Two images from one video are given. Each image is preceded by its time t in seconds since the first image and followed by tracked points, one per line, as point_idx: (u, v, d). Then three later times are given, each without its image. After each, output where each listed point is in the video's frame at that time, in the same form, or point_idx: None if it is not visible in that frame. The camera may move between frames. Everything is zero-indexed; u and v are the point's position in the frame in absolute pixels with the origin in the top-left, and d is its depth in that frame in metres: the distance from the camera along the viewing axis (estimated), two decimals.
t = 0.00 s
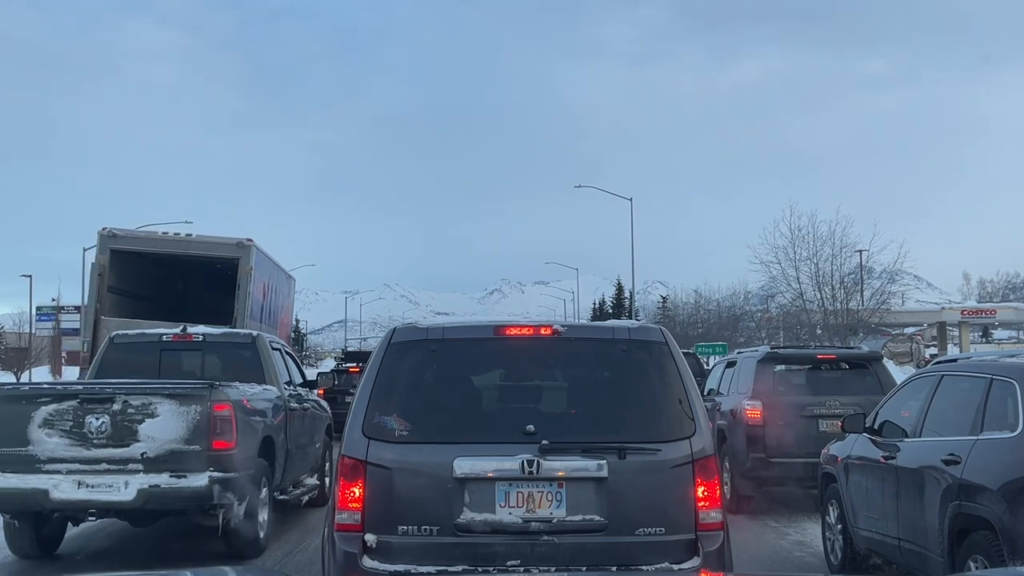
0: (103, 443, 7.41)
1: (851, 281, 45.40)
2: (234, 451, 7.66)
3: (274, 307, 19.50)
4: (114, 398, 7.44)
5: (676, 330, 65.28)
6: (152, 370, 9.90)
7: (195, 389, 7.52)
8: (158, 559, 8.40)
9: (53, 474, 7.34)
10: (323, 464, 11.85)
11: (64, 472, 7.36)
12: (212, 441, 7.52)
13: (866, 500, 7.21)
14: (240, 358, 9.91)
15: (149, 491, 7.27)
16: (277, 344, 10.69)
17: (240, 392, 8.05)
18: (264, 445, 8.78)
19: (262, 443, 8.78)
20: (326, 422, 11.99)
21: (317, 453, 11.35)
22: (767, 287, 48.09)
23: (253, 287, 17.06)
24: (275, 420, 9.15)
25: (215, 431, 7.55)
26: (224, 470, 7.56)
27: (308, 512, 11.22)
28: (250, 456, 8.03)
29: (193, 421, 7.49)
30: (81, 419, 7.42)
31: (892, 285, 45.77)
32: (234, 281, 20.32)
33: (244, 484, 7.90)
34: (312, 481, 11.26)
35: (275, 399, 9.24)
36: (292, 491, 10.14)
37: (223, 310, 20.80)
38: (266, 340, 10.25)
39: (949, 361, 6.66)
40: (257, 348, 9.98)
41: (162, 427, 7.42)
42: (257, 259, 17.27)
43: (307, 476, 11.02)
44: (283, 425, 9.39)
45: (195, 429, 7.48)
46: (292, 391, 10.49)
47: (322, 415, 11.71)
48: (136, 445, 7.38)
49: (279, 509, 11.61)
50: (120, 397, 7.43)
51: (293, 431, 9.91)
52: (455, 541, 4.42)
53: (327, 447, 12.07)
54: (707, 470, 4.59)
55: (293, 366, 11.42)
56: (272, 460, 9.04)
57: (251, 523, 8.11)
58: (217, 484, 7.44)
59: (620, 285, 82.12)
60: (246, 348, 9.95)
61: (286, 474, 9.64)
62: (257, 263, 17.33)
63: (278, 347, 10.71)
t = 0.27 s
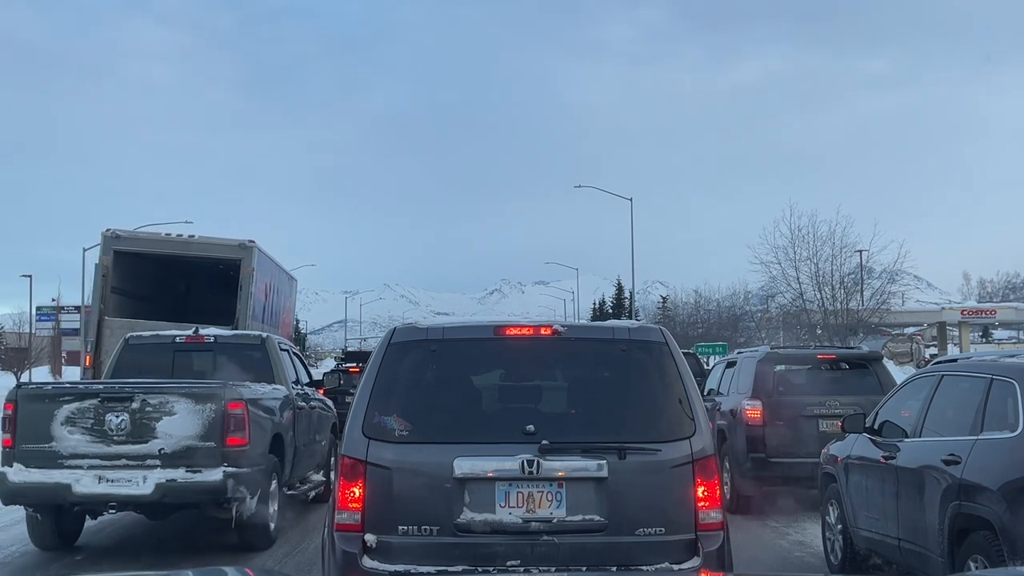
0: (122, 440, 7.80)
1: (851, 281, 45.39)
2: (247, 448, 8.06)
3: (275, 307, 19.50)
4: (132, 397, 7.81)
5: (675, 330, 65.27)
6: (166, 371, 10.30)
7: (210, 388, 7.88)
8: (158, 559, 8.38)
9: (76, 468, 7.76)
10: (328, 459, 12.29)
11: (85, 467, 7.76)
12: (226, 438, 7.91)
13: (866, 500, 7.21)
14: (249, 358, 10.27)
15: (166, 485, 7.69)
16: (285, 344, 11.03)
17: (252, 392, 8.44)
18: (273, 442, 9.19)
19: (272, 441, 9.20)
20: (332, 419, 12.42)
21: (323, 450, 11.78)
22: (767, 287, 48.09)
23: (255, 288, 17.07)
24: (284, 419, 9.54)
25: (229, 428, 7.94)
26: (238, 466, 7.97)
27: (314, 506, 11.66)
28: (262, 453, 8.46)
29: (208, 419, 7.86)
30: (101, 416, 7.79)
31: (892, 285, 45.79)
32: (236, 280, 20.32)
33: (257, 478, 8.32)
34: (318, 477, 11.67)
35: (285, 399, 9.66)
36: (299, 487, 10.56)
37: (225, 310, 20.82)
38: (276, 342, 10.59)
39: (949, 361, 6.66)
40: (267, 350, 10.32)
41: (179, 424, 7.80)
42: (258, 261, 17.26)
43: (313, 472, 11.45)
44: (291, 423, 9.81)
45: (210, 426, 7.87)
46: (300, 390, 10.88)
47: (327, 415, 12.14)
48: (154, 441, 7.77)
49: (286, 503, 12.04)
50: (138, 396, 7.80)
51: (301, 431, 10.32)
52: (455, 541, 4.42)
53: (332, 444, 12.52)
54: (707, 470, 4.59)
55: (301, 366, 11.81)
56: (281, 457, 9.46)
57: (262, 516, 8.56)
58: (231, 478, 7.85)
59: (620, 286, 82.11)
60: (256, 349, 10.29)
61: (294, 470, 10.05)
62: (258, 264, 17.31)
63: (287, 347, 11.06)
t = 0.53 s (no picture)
0: (138, 437, 8.16)
1: (851, 282, 45.38)
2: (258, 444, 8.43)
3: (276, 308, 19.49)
4: (149, 395, 8.17)
5: (675, 330, 65.25)
6: (177, 368, 10.89)
7: (223, 387, 8.25)
8: (157, 559, 8.37)
9: (95, 464, 8.13)
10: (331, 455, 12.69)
11: (104, 462, 8.13)
12: (239, 434, 8.29)
13: (866, 500, 7.20)
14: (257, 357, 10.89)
15: (181, 480, 8.06)
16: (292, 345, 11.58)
17: (263, 391, 8.81)
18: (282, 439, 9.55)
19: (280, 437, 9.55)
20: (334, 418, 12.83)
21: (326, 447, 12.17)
22: (767, 287, 48.07)
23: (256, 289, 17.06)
24: (292, 417, 9.91)
25: (241, 425, 8.32)
26: (250, 461, 8.35)
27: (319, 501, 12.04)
28: (273, 449, 8.86)
29: (221, 416, 8.24)
30: (119, 414, 8.17)
31: (892, 285, 45.81)
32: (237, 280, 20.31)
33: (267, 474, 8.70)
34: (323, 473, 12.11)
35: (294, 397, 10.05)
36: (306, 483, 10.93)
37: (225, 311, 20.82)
38: (283, 342, 11.19)
39: (949, 361, 6.66)
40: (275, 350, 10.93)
41: (193, 422, 8.17)
42: (259, 262, 17.25)
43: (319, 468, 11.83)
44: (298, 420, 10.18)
45: (223, 424, 8.24)
46: (306, 389, 11.39)
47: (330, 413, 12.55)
48: (170, 438, 8.14)
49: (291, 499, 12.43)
50: (154, 395, 8.16)
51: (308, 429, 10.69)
52: (455, 541, 4.42)
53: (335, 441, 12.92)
54: (707, 470, 4.59)
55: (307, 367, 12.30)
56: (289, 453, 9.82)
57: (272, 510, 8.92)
58: (243, 473, 8.22)
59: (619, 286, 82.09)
60: (264, 349, 10.91)
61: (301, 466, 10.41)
62: (259, 265, 17.30)
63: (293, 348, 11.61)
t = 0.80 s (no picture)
0: (154, 434, 8.48)
1: (851, 282, 45.37)
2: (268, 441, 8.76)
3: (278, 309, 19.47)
4: (164, 394, 8.49)
5: (675, 330, 65.23)
6: (188, 368, 11.29)
7: (235, 387, 8.59)
8: (158, 558, 8.37)
9: (112, 460, 8.43)
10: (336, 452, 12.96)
11: (121, 459, 8.43)
12: (250, 431, 8.62)
13: (866, 500, 7.20)
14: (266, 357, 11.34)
15: (196, 475, 8.38)
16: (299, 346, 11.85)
17: (273, 390, 9.14)
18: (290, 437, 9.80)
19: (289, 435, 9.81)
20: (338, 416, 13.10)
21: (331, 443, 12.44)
22: (767, 287, 48.05)
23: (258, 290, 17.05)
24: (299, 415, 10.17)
25: (253, 423, 8.65)
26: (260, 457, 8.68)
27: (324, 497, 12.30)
28: (282, 445, 9.16)
29: (234, 414, 8.57)
30: (136, 412, 8.48)
31: (892, 285, 45.82)
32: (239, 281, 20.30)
33: (276, 469, 9.01)
34: (329, 469, 12.41)
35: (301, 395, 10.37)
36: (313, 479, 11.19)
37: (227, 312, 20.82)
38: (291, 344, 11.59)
39: (949, 361, 6.66)
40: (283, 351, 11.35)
41: (207, 419, 8.50)
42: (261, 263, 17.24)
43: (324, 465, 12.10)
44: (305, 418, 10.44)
45: (235, 421, 8.57)
46: (313, 388, 11.69)
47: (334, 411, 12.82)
48: (184, 435, 8.46)
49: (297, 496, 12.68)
50: (169, 394, 8.48)
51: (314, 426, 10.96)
52: (455, 541, 4.42)
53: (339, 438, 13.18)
54: (707, 470, 4.59)
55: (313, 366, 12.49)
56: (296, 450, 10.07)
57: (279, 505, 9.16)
58: (254, 469, 8.56)
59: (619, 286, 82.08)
60: (273, 350, 11.35)
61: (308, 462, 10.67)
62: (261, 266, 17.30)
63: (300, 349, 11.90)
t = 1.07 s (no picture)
0: (167, 431, 8.76)
1: (851, 282, 45.36)
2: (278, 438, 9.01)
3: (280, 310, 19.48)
4: (177, 393, 8.77)
5: (675, 330, 65.23)
6: (198, 369, 11.34)
7: (245, 386, 8.85)
8: (158, 558, 8.37)
9: (128, 456, 8.74)
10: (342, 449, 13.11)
11: (136, 455, 8.74)
12: (260, 429, 8.89)
13: (866, 500, 7.20)
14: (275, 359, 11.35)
15: (208, 471, 8.66)
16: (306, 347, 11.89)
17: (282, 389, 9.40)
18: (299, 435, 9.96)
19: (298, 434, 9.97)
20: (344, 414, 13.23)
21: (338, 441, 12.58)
22: (766, 287, 48.05)
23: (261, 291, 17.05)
24: (308, 415, 10.34)
25: (262, 420, 8.90)
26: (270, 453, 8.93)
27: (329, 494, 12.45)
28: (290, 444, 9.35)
29: (244, 413, 8.84)
30: (150, 411, 8.78)
31: (892, 285, 45.82)
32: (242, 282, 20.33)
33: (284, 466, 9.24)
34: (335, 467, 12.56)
35: (309, 394, 10.54)
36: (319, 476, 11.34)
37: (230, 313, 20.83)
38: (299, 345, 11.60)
39: (949, 361, 6.66)
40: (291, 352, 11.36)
41: (218, 417, 8.78)
42: (264, 264, 17.24)
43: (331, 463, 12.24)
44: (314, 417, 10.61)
45: (245, 419, 8.84)
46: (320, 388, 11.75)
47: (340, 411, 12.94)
48: (196, 433, 8.74)
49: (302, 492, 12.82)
50: (182, 393, 8.76)
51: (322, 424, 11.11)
52: (455, 541, 4.42)
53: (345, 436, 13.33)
54: (707, 470, 4.59)
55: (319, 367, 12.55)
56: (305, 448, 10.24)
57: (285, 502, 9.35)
58: (264, 465, 8.81)
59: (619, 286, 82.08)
60: (281, 351, 11.37)
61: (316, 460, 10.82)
62: (264, 267, 17.29)
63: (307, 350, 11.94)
